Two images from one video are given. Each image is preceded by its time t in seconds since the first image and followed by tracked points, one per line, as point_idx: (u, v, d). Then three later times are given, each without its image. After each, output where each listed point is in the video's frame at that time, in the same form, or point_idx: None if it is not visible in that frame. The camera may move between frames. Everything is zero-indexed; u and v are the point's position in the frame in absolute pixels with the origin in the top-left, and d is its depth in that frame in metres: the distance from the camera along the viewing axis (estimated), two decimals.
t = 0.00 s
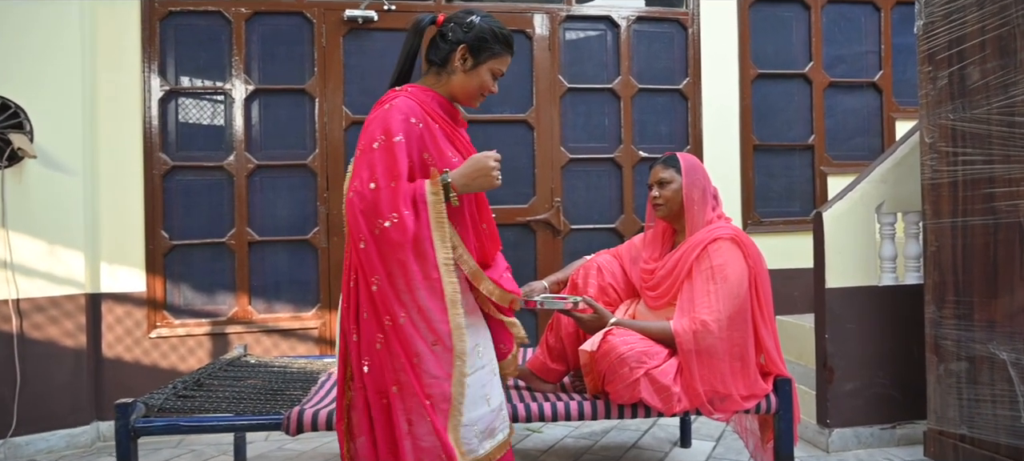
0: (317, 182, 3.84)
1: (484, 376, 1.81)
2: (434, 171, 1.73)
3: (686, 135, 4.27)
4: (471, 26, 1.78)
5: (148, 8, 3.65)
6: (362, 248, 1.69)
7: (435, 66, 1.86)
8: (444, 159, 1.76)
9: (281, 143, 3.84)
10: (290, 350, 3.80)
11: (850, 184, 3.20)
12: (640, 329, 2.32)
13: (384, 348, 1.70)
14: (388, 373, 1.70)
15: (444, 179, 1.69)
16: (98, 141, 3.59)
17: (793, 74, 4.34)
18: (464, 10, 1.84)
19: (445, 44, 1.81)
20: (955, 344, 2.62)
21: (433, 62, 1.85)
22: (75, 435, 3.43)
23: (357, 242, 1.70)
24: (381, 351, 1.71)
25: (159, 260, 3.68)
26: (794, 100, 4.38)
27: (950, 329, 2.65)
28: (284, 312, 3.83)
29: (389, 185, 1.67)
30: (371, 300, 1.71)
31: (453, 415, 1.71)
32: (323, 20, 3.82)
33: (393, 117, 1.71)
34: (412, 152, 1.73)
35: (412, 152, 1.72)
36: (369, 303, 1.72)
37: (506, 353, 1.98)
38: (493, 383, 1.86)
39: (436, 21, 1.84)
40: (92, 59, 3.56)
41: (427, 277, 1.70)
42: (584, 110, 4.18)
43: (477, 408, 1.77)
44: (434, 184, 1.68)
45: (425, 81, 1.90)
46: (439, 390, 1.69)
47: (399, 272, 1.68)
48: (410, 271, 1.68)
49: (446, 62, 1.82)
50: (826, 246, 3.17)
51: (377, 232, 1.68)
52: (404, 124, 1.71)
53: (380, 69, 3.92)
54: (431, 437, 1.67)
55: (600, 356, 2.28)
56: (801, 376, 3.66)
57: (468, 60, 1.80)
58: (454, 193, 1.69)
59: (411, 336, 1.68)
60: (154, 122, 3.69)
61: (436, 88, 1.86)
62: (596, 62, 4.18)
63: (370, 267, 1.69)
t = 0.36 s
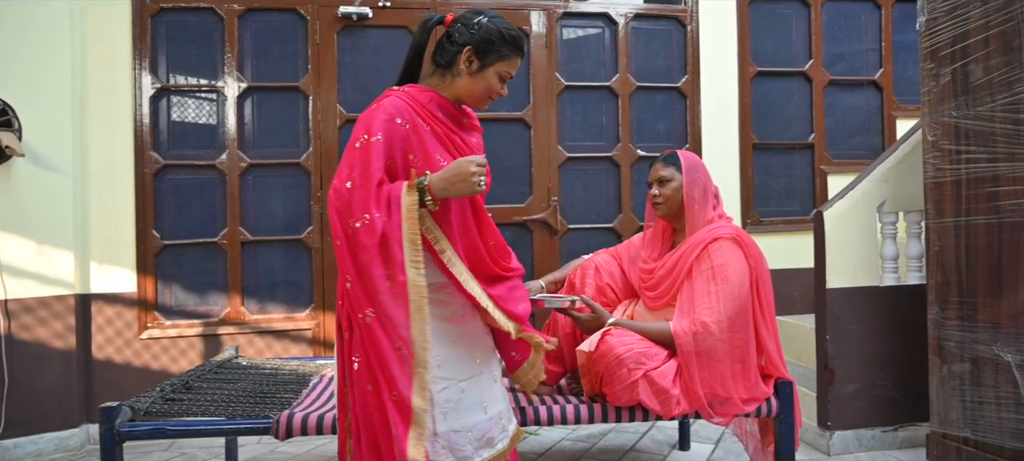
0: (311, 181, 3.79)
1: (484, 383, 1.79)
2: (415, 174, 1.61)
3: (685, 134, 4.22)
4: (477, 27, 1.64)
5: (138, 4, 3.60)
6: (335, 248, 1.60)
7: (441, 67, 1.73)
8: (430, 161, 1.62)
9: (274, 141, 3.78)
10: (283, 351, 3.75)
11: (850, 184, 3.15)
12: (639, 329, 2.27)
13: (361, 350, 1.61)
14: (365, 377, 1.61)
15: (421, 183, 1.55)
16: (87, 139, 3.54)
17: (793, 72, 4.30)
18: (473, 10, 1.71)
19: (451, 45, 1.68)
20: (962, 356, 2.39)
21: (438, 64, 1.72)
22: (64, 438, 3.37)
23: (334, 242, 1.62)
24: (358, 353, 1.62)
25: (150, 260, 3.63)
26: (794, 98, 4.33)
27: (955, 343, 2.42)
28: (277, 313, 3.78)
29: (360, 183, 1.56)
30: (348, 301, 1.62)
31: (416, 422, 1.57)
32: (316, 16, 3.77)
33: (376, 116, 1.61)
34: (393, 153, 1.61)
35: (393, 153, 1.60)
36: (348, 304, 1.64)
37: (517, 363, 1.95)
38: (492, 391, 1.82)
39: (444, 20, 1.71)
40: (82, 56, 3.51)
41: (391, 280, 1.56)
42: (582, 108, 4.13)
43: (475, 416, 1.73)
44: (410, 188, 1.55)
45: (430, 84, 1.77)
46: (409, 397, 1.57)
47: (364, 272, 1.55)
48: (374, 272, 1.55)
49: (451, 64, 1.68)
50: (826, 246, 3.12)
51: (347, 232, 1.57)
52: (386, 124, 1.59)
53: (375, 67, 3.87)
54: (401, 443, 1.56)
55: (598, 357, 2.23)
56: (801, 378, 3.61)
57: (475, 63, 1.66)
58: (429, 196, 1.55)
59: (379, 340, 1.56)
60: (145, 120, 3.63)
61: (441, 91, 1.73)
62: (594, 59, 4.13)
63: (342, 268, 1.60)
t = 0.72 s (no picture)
0: (304, 180, 3.74)
1: (476, 391, 1.72)
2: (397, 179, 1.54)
3: (683, 133, 4.17)
4: (483, 33, 1.57)
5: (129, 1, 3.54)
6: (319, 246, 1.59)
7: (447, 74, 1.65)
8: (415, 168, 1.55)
9: (267, 140, 3.73)
10: (276, 352, 3.70)
11: (850, 183, 3.11)
12: (638, 330, 2.22)
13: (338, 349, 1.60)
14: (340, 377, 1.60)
15: (397, 190, 1.49)
16: (77, 137, 3.48)
17: (792, 70, 4.25)
18: (481, 15, 1.62)
19: (457, 51, 1.60)
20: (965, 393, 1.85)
21: (445, 70, 1.65)
22: (53, 441, 3.30)
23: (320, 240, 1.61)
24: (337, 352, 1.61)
25: (141, 260, 3.58)
26: (794, 96, 4.29)
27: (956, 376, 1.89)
28: (270, 314, 3.73)
29: (336, 186, 1.54)
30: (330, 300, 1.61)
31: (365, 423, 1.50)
32: (310, 13, 3.72)
33: (365, 120, 1.57)
34: (377, 156, 1.56)
35: (376, 157, 1.55)
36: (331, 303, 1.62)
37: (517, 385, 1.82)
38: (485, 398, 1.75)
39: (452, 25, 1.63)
40: (72, 52, 3.45)
41: (355, 284, 1.52)
42: (579, 106, 4.08)
43: (466, 423, 1.68)
44: (386, 196, 1.49)
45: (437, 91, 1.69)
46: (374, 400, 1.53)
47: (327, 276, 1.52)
48: (335, 276, 1.51)
49: (457, 71, 1.61)
50: (827, 246, 3.08)
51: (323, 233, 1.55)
52: (372, 127, 1.55)
53: (369, 64, 3.82)
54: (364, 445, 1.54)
55: (595, 359, 2.17)
56: (802, 379, 3.56)
57: (481, 70, 1.58)
58: (406, 204, 1.49)
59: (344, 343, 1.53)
60: (135, 118, 3.58)
61: (446, 99, 1.65)
62: (592, 57, 4.08)
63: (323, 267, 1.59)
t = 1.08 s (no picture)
0: (298, 179, 3.69)
1: (460, 399, 1.73)
2: (381, 190, 1.56)
3: (682, 131, 4.13)
4: (485, 44, 1.56)
5: None
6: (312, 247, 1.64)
7: (448, 85, 1.64)
8: (400, 180, 1.55)
9: (260, 138, 3.68)
10: (269, 354, 3.65)
11: (852, 182, 3.07)
12: (636, 332, 2.17)
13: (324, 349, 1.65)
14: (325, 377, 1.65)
15: (377, 204, 1.50)
16: (67, 136, 3.43)
17: (792, 68, 4.21)
18: (484, 25, 1.62)
19: (458, 61, 1.59)
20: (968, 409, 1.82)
21: (445, 81, 1.64)
22: (42, 445, 3.25)
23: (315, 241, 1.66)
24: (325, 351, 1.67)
25: (132, 261, 3.52)
26: (793, 94, 4.24)
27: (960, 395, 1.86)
28: (263, 315, 3.68)
29: (321, 192, 1.57)
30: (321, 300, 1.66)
31: (318, 421, 1.54)
32: (303, 10, 3.66)
33: (356, 127, 1.58)
34: (365, 165, 1.57)
35: (363, 166, 1.57)
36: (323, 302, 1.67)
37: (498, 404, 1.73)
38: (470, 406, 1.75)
39: (453, 35, 1.63)
40: (61, 49, 3.39)
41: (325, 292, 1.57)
42: (577, 104, 4.03)
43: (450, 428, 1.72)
44: (365, 208, 1.51)
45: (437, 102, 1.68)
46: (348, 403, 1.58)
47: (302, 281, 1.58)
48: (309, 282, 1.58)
49: (458, 81, 1.60)
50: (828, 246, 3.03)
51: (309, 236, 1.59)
52: (362, 136, 1.56)
53: (363, 61, 3.77)
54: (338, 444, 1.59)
55: (592, 361, 2.12)
56: (803, 381, 3.51)
57: (482, 80, 1.57)
58: (386, 216, 1.50)
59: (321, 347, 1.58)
60: (126, 116, 3.52)
61: (447, 109, 1.64)
62: (589, 55, 4.04)
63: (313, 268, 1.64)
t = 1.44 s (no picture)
0: (291, 178, 3.64)
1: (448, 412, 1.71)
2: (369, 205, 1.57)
3: (680, 130, 4.08)
4: (482, 58, 1.55)
5: None
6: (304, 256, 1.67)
7: (443, 99, 1.63)
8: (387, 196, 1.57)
9: (253, 137, 3.63)
10: (262, 356, 3.60)
11: (852, 181, 3.02)
12: (634, 334, 2.12)
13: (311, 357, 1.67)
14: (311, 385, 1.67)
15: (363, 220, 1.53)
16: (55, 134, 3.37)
17: (792, 66, 4.16)
18: (481, 38, 1.61)
19: (455, 76, 1.59)
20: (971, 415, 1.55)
21: (441, 94, 1.63)
22: (29, 448, 3.19)
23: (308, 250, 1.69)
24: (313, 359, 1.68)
25: (121, 261, 3.46)
26: (793, 93, 4.20)
27: (963, 397, 1.58)
28: (256, 316, 3.62)
29: (310, 202, 1.60)
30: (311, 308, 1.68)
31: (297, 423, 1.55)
32: (296, 6, 3.61)
33: (346, 140, 1.60)
34: (353, 178, 1.59)
35: (351, 179, 1.59)
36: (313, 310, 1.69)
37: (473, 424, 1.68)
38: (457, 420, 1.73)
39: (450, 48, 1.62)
40: (48, 45, 3.34)
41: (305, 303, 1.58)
42: (574, 102, 3.98)
43: (432, 440, 1.69)
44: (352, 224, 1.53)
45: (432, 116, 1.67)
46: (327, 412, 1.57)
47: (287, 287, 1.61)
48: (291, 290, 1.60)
49: (454, 96, 1.59)
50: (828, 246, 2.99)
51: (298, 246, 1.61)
52: (351, 149, 1.58)
53: (358, 59, 3.72)
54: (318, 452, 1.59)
55: (589, 364, 2.07)
56: (804, 383, 3.47)
57: (479, 96, 1.56)
58: (371, 234, 1.54)
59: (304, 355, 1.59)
60: (116, 114, 3.46)
61: (443, 123, 1.63)
62: (587, 52, 3.98)
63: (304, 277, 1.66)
